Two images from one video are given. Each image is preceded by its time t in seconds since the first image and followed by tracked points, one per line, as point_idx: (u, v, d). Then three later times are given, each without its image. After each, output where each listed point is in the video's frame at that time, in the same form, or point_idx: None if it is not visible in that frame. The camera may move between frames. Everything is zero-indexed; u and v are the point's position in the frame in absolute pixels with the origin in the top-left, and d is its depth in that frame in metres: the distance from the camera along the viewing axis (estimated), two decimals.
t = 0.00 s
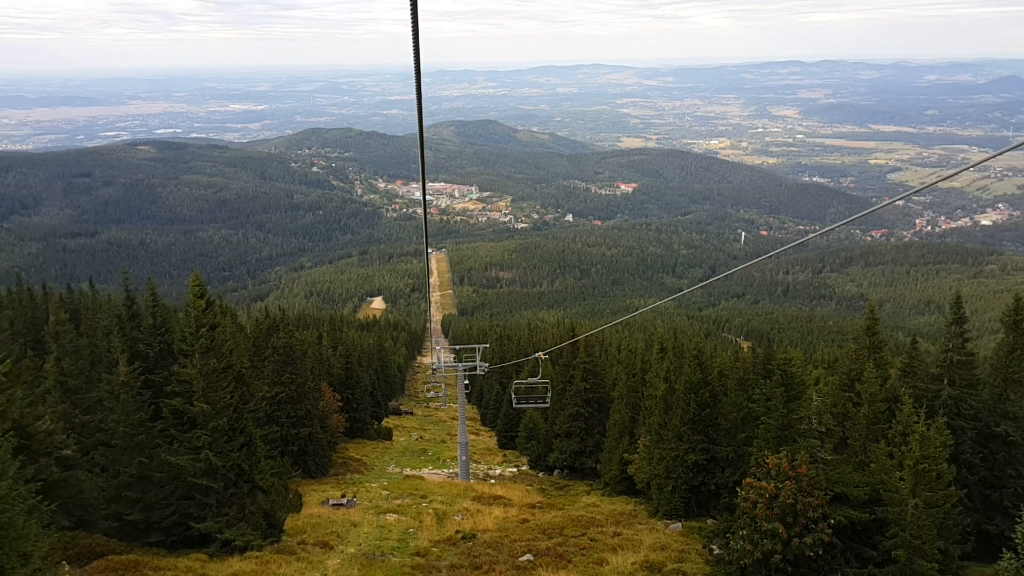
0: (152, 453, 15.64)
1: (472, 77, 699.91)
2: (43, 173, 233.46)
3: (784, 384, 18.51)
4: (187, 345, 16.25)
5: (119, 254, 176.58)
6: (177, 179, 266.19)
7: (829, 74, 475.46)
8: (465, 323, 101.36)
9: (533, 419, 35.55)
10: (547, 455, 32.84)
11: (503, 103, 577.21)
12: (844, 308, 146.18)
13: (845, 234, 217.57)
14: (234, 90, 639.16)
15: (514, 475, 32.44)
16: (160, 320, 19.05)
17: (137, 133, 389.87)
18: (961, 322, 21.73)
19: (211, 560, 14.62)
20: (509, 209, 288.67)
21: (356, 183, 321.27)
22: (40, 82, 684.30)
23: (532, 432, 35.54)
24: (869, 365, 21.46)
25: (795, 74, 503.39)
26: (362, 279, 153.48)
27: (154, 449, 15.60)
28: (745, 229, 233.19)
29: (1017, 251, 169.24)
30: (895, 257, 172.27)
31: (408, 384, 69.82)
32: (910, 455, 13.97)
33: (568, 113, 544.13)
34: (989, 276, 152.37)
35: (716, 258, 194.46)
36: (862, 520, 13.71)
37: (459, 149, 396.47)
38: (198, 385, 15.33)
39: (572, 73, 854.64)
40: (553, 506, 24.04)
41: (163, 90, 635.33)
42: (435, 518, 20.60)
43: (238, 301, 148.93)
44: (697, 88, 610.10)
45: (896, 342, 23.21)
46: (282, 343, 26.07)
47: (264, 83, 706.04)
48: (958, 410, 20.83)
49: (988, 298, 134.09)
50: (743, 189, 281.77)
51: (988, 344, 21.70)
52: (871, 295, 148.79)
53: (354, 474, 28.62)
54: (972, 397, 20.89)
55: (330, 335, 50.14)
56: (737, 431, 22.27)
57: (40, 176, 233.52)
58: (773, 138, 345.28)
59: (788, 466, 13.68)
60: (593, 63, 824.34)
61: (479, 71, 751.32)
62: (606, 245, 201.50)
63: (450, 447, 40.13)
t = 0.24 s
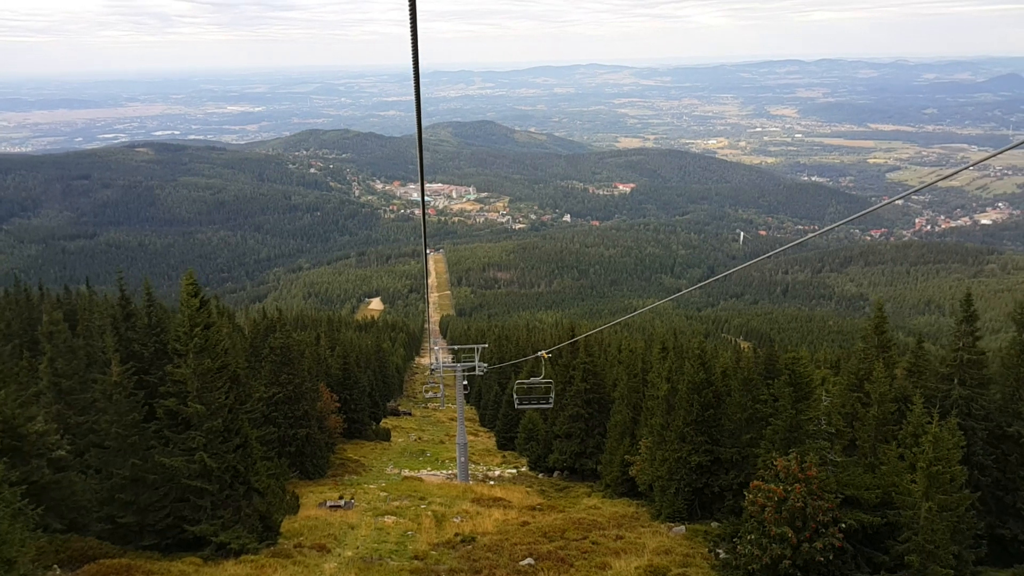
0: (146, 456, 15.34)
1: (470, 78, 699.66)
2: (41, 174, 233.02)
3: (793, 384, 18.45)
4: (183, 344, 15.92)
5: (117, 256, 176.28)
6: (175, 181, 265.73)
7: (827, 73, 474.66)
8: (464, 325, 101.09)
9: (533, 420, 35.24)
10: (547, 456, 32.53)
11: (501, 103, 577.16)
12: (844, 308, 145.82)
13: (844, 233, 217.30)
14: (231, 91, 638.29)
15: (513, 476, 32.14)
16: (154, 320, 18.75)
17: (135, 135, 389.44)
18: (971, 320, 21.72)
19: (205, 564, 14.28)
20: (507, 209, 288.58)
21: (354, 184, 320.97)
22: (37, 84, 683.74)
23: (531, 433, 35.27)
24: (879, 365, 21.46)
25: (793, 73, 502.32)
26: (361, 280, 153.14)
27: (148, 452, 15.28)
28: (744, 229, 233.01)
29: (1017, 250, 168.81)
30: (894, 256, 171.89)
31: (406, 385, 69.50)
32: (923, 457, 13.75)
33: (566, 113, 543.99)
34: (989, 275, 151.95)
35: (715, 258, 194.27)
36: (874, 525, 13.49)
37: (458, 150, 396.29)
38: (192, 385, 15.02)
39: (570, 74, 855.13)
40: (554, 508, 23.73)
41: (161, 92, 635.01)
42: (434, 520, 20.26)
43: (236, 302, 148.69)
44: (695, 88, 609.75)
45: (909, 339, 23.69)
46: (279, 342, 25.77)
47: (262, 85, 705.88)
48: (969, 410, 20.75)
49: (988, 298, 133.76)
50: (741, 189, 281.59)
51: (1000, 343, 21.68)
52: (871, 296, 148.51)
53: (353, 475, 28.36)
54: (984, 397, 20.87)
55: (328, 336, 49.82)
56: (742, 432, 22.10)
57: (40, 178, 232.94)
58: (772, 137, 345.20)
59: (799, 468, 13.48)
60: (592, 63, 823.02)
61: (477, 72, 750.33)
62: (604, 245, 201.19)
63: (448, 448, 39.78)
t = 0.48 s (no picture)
0: (157, 459, 15.08)
1: (482, 79, 700.01)
2: (61, 179, 235.98)
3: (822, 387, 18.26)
4: (195, 345, 15.67)
5: (134, 259, 178.09)
6: (191, 185, 268.12)
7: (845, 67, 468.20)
8: (476, 326, 100.81)
9: (547, 423, 34.79)
10: (562, 460, 32.05)
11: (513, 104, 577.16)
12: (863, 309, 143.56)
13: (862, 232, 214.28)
14: (246, 95, 643.68)
15: (528, 480, 31.62)
16: (167, 322, 18.58)
17: (152, 140, 393.76)
18: (1008, 319, 21.33)
19: (217, 571, 13.95)
20: (520, 211, 288.42)
21: (367, 187, 322.16)
22: (55, 91, 693.71)
23: (546, 436, 34.81)
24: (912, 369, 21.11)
25: (810, 67, 495.90)
26: (373, 282, 153.32)
27: (160, 456, 15.04)
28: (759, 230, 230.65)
29: None
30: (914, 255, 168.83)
31: (419, 387, 69.22)
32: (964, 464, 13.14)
33: (579, 113, 542.76)
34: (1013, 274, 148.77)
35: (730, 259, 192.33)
36: (909, 534, 12.88)
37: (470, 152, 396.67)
38: (205, 387, 14.78)
39: (582, 73, 853.25)
40: (571, 515, 23.17)
41: (177, 97, 641.83)
42: (448, 526, 19.85)
43: (251, 304, 149.67)
44: (708, 85, 605.20)
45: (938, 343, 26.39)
46: (292, 344, 25.52)
47: (276, 88, 711.27)
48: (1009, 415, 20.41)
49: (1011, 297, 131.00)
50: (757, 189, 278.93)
51: None
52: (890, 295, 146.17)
53: (366, 479, 28.05)
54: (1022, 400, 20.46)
55: (341, 338, 49.68)
56: (766, 437, 21.57)
57: (59, 182, 235.72)
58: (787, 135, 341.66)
59: (831, 475, 12.93)
60: (604, 62, 818.95)
61: (489, 73, 750.72)
62: (617, 246, 199.91)
63: (462, 452, 39.37)
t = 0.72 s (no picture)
0: (187, 455, 15.01)
1: (517, 79, 700.30)
2: (104, 181, 243.74)
3: (875, 388, 17.58)
4: (225, 340, 15.56)
5: (176, 257, 182.92)
6: (230, 185, 274.11)
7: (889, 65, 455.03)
8: (511, 326, 100.57)
9: (583, 423, 34.17)
10: (599, 460, 31.41)
11: (548, 104, 575.72)
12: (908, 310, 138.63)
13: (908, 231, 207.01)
14: (284, 97, 655.67)
15: (563, 481, 31.09)
16: (202, 318, 18.70)
17: (193, 142, 404.17)
18: None
19: (249, 567, 13.77)
20: (554, 210, 287.48)
21: (402, 186, 324.98)
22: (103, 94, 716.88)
23: (581, 436, 34.23)
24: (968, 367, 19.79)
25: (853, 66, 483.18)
26: (409, 281, 154.23)
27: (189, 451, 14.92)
28: (800, 229, 225.00)
29: None
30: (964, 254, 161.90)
31: (455, 386, 69.26)
32: None
33: (614, 113, 538.54)
34: None
35: (769, 258, 188.12)
36: (967, 543, 12.12)
37: (504, 151, 397.02)
38: (236, 381, 14.70)
39: (618, 73, 846.84)
40: (607, 515, 22.62)
41: (218, 99, 657.80)
42: (482, 524, 19.49)
43: (290, 302, 152.33)
44: (748, 84, 594.16)
45: (991, 342, 25.75)
46: (326, 341, 25.44)
47: (314, 91, 722.79)
48: None
49: None
50: (796, 187, 272.37)
51: None
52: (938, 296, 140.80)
53: (401, 476, 27.95)
54: None
55: (377, 336, 49.92)
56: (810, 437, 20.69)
57: (102, 183, 243.61)
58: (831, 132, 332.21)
59: (883, 478, 12.12)
60: (642, 61, 811.96)
61: (525, 73, 750.85)
62: (654, 246, 197.32)
63: (496, 450, 39.00)
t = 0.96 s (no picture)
0: (216, 460, 14.92)
1: (548, 81, 699.20)
2: (140, 187, 250.08)
3: (925, 390, 16.63)
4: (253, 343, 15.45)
5: (211, 262, 187.02)
6: (265, 190, 279.06)
7: (929, 63, 440.82)
8: (543, 328, 100.15)
9: (617, 427, 33.43)
10: (635, 465, 30.62)
11: (579, 106, 573.67)
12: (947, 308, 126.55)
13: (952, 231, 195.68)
14: (317, 102, 665.13)
15: (598, 486, 30.43)
16: (231, 320, 18.72)
17: (229, 148, 412.55)
18: None
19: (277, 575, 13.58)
20: (586, 212, 285.88)
21: (433, 190, 327.24)
22: (142, 102, 736.38)
23: (616, 440, 33.50)
24: None
25: (890, 65, 470.35)
26: (441, 284, 154.70)
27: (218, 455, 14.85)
28: (839, 229, 218.59)
29: None
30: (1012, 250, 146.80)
31: (487, 389, 69.04)
32: None
33: (646, 114, 533.92)
34: None
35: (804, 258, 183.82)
36: None
37: (535, 154, 396.72)
38: (264, 383, 14.56)
39: (650, 74, 839.33)
40: (645, 523, 21.92)
41: (252, 106, 670.58)
42: (515, 532, 18.98)
43: (324, 305, 154.22)
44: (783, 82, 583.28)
45: None
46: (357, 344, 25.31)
47: (346, 96, 731.79)
48: None
49: None
50: (834, 186, 265.67)
51: None
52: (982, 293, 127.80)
53: (433, 480, 27.71)
54: None
55: (409, 340, 49.90)
56: (857, 443, 19.74)
57: (138, 189, 249.72)
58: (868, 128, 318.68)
59: (935, 486, 13.21)
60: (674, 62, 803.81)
61: (555, 76, 749.76)
62: (687, 248, 194.46)
63: (530, 455, 38.51)
